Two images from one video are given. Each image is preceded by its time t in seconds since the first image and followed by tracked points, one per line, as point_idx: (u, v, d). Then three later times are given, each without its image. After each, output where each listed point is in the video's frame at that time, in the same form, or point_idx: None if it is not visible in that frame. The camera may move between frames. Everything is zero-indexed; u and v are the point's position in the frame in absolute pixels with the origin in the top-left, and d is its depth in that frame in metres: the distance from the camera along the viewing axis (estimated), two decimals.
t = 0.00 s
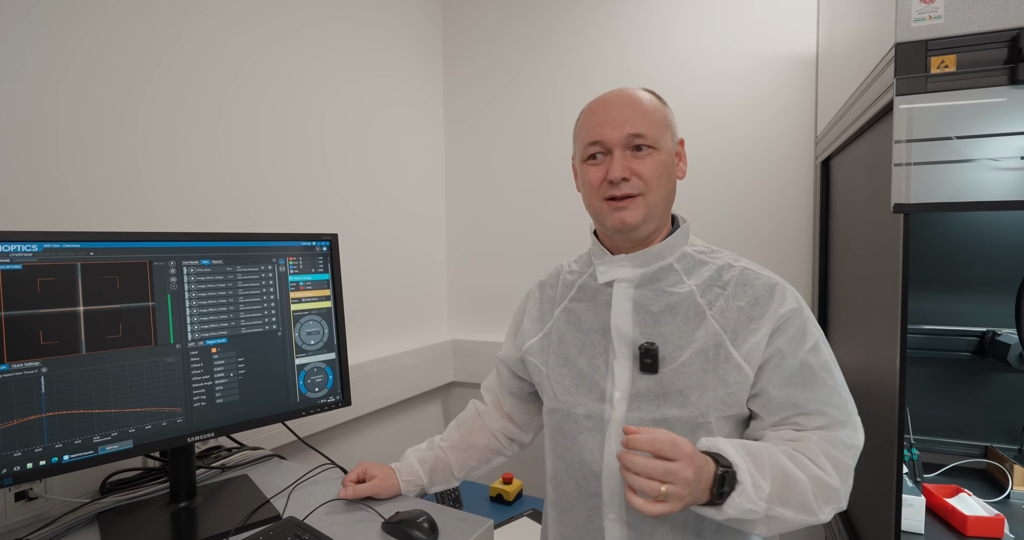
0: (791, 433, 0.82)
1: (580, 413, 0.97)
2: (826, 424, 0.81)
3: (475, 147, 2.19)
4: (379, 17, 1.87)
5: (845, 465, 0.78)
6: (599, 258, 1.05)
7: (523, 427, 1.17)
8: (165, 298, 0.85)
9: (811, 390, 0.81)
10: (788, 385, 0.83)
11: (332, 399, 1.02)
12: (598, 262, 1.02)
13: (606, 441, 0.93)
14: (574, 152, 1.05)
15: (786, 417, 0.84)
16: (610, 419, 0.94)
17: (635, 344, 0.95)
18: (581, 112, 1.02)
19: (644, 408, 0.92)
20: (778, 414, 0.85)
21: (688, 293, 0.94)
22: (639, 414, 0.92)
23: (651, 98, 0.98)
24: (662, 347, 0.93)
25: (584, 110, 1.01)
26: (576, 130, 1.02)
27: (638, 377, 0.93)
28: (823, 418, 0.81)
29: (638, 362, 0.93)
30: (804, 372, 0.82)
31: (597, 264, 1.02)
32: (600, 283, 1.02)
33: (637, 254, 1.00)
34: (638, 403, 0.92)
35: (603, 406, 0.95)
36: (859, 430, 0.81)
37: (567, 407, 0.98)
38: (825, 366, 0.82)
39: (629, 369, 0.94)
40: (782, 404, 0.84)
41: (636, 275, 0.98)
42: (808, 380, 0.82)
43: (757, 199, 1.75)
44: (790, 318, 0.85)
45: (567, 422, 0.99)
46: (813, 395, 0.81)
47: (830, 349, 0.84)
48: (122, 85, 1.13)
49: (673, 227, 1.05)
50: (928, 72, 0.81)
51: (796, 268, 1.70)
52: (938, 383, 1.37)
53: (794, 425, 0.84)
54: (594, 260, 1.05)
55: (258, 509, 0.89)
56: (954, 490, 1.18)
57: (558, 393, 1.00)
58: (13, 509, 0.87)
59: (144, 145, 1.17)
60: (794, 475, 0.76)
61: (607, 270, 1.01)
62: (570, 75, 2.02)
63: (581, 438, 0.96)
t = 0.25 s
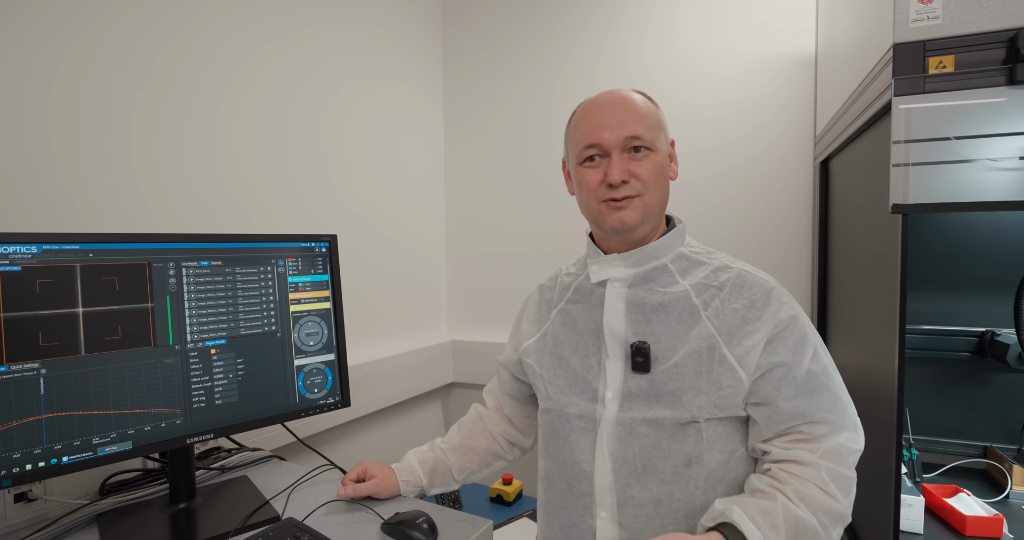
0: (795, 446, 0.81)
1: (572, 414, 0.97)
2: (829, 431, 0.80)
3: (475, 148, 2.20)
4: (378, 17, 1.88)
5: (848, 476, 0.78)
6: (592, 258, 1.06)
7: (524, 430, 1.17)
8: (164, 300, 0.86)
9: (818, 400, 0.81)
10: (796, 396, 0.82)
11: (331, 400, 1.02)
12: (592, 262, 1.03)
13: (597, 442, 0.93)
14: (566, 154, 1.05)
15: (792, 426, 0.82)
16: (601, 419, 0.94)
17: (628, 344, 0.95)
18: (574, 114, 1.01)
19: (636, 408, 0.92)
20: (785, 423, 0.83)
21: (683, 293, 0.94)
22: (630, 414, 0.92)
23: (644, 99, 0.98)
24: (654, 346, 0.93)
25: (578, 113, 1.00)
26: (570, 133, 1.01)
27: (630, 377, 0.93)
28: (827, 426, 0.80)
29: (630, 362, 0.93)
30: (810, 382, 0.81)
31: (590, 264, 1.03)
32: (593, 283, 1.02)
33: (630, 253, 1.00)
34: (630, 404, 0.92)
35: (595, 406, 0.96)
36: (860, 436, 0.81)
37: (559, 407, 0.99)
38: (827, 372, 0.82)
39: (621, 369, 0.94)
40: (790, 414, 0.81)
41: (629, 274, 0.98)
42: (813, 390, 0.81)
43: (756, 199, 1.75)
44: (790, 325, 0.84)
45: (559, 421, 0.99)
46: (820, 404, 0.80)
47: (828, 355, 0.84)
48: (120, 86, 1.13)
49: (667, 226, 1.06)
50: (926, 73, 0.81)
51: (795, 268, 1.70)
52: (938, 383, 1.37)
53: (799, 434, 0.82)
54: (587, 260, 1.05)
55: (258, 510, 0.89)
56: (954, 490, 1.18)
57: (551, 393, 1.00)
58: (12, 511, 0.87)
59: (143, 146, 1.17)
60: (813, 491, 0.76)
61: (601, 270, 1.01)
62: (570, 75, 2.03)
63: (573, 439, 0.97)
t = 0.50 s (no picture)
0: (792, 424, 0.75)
1: (573, 416, 0.98)
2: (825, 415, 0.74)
3: (473, 147, 2.20)
4: (378, 15, 1.90)
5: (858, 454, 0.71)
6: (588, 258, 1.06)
7: (521, 430, 1.17)
8: (163, 299, 0.86)
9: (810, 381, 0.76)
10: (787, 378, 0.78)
11: (329, 399, 1.03)
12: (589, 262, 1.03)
13: (598, 445, 0.93)
14: (560, 152, 1.05)
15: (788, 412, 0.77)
16: (602, 421, 0.94)
17: (626, 344, 0.95)
18: (567, 112, 1.02)
19: (636, 409, 0.92)
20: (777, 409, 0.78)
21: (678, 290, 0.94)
22: (631, 416, 0.92)
23: (637, 97, 0.98)
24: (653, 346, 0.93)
25: (571, 111, 1.01)
26: (563, 131, 1.02)
27: (629, 378, 0.93)
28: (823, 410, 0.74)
29: (629, 363, 0.93)
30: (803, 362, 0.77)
31: (586, 265, 1.03)
32: (590, 283, 1.02)
33: (626, 253, 1.00)
34: (631, 405, 0.92)
35: (595, 408, 0.96)
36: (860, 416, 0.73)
37: (559, 409, 0.99)
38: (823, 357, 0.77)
39: (620, 370, 0.94)
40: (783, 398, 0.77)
41: (626, 274, 0.99)
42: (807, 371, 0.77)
43: (754, 199, 1.75)
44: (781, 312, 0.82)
45: (559, 424, 1.00)
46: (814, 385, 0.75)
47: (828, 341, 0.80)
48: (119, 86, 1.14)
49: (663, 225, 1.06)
50: (920, 73, 0.81)
51: (793, 268, 1.71)
52: (935, 382, 1.37)
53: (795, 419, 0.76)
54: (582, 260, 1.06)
55: (256, 508, 0.89)
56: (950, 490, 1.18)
57: (550, 395, 1.01)
58: (13, 508, 0.88)
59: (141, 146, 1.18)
60: (829, 464, 0.68)
61: (597, 270, 1.01)
62: (568, 75, 2.03)
63: (574, 441, 0.97)
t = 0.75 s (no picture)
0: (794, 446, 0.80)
1: (561, 423, 0.98)
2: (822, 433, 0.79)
3: (475, 148, 2.21)
4: (379, 17, 1.90)
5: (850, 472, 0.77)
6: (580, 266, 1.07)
7: (522, 430, 1.17)
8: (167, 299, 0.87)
9: (810, 402, 0.80)
10: (788, 399, 0.82)
11: (332, 398, 1.04)
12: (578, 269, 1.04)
13: (585, 452, 0.94)
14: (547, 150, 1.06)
15: (788, 431, 0.81)
16: (590, 428, 0.95)
17: (616, 353, 0.96)
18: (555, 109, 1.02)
19: (625, 417, 0.93)
20: (780, 427, 0.82)
21: (670, 298, 0.95)
22: (619, 423, 0.93)
23: (626, 94, 0.99)
24: (642, 355, 0.94)
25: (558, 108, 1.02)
26: (551, 128, 1.03)
27: (618, 387, 0.94)
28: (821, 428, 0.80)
29: (618, 372, 0.94)
30: (802, 384, 0.81)
31: (575, 273, 1.04)
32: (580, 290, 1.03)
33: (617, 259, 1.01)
34: (619, 413, 0.93)
35: (584, 415, 0.97)
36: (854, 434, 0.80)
37: (549, 417, 1.00)
38: (817, 375, 0.82)
39: (609, 379, 0.95)
40: (785, 418, 0.81)
41: (615, 281, 0.99)
42: (806, 391, 0.81)
43: (756, 199, 1.75)
44: (778, 328, 0.84)
45: (550, 431, 1.00)
46: (815, 405, 0.80)
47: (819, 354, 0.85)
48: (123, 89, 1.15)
49: (653, 227, 1.06)
50: (919, 73, 0.81)
51: (794, 267, 1.71)
52: (937, 382, 1.37)
53: (795, 438, 0.81)
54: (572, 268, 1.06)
55: (259, 507, 0.90)
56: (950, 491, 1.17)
57: (541, 402, 1.01)
58: (19, 507, 0.89)
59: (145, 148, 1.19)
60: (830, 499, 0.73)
61: (587, 276, 1.02)
62: (569, 75, 2.04)
63: (562, 448, 0.98)
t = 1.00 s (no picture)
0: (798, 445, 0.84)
1: (573, 430, 0.98)
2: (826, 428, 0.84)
3: (476, 149, 2.21)
4: (380, 19, 1.91)
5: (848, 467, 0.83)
6: (584, 271, 1.06)
7: (522, 429, 1.18)
8: (172, 301, 0.88)
9: (813, 399, 0.84)
10: (793, 397, 0.85)
11: (335, 399, 1.04)
12: (583, 275, 1.02)
13: (601, 459, 0.94)
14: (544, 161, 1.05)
15: (793, 428, 0.85)
16: (604, 435, 0.95)
17: (626, 360, 0.96)
18: (548, 121, 1.00)
19: (638, 423, 0.93)
20: (786, 425, 0.85)
21: (677, 302, 0.95)
22: (634, 429, 0.93)
23: (622, 102, 0.98)
24: (653, 361, 0.94)
25: (552, 120, 1.00)
26: (545, 141, 1.01)
27: (629, 393, 0.94)
28: (824, 423, 0.84)
29: (629, 378, 0.95)
30: (805, 382, 0.84)
31: (581, 279, 1.02)
32: (585, 297, 1.02)
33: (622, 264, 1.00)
34: (632, 419, 0.94)
35: (595, 422, 0.97)
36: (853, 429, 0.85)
37: (560, 424, 0.99)
38: (820, 373, 0.85)
39: (620, 385, 0.95)
40: (790, 416, 0.84)
41: (621, 285, 0.98)
42: (809, 389, 0.84)
43: (757, 200, 1.75)
44: (783, 327, 0.86)
45: (561, 438, 1.00)
46: (818, 403, 0.84)
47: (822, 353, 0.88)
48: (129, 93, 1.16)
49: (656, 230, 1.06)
50: (918, 74, 0.82)
51: (796, 268, 1.71)
52: (939, 383, 1.37)
53: (800, 434, 0.85)
54: (577, 274, 1.05)
55: (263, 507, 0.91)
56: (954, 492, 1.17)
57: (550, 410, 1.01)
58: (25, 507, 0.89)
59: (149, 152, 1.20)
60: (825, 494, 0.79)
61: (592, 283, 1.00)
62: (570, 76, 2.04)
63: (575, 455, 0.97)
